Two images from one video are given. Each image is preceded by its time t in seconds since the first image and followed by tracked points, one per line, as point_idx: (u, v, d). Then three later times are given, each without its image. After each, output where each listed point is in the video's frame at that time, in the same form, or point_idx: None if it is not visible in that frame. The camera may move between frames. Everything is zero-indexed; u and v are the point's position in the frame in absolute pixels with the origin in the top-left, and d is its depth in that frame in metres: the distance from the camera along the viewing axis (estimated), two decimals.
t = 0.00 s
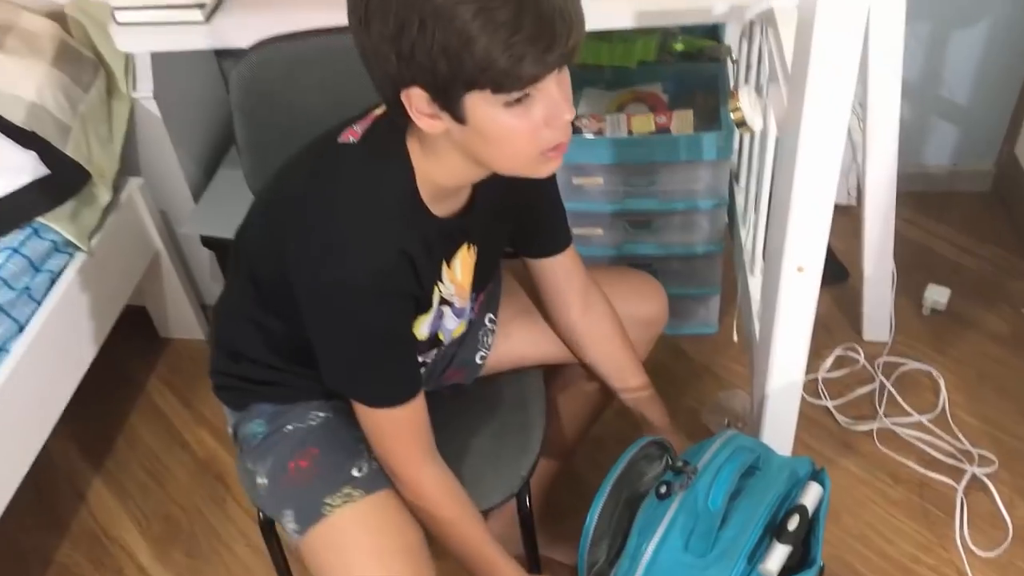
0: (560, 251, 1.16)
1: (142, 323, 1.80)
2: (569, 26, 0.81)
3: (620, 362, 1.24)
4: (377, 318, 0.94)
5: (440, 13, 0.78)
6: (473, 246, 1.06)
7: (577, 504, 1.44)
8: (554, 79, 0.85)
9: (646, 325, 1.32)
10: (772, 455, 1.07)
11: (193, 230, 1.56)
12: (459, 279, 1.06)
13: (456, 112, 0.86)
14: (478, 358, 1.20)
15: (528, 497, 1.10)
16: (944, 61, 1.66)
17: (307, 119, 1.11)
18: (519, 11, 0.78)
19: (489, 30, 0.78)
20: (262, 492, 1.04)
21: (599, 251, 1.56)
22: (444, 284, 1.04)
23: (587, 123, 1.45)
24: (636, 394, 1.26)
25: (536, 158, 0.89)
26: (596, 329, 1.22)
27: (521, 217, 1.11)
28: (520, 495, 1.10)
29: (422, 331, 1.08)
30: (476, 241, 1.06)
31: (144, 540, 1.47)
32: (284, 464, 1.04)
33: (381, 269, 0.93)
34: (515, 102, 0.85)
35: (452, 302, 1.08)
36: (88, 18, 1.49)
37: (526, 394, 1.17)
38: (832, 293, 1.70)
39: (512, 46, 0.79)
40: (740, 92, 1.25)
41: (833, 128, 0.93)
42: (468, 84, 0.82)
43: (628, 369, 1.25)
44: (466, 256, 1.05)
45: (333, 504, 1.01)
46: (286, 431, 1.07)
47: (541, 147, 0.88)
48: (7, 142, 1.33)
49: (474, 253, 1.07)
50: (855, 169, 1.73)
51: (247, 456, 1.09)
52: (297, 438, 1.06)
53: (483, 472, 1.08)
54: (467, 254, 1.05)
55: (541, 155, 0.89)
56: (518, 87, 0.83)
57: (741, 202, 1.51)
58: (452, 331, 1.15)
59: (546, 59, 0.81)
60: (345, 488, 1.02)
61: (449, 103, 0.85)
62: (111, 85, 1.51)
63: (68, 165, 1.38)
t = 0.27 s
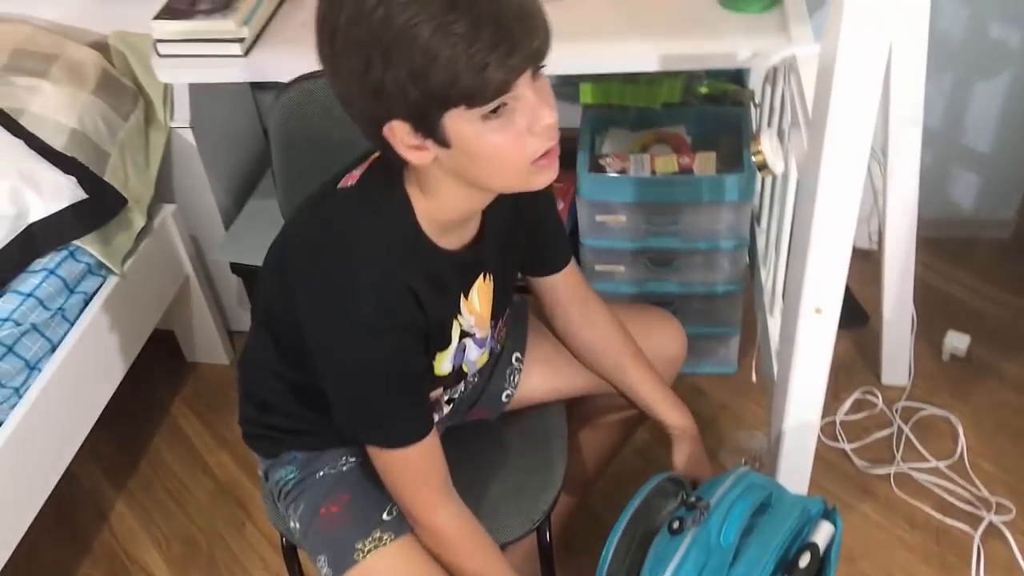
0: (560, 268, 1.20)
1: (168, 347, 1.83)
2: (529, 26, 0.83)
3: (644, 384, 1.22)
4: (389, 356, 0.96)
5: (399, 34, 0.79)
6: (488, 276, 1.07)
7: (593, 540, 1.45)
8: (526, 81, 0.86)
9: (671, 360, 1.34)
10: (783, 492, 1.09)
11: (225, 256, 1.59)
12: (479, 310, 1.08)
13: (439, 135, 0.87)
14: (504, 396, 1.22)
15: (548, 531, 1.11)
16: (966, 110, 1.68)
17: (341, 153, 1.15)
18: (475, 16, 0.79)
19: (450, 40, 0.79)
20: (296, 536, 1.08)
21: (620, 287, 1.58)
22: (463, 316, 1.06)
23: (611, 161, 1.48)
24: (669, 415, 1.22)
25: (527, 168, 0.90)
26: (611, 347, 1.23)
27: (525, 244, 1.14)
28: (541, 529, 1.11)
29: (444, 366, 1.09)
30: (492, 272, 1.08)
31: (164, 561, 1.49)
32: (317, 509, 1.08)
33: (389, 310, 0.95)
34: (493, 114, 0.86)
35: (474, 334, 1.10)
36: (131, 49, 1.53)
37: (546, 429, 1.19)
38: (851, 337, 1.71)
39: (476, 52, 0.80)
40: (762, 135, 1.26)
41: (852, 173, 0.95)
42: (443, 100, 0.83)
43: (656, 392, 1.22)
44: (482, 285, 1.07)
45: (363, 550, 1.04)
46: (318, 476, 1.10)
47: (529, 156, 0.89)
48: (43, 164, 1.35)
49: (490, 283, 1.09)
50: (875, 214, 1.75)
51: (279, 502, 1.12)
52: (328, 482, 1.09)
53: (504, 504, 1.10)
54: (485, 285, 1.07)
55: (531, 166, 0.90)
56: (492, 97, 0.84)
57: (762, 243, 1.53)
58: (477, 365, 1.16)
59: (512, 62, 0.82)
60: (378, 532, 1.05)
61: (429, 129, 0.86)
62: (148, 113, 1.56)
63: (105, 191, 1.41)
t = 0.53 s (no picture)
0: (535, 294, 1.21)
1: (189, 364, 1.85)
2: (479, 96, 0.87)
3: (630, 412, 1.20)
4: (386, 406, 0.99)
5: (350, 120, 0.85)
6: (478, 322, 1.10)
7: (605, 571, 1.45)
8: (488, 149, 0.89)
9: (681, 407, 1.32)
10: (798, 528, 1.08)
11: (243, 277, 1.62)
12: (469, 352, 1.11)
13: (412, 214, 0.92)
14: (512, 427, 1.24)
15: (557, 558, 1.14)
16: (990, 155, 1.68)
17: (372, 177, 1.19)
18: (421, 94, 0.84)
19: (398, 120, 0.84)
20: (290, 556, 1.10)
21: (639, 319, 1.59)
22: (451, 359, 1.09)
23: (634, 194, 1.49)
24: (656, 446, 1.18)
25: (503, 229, 0.93)
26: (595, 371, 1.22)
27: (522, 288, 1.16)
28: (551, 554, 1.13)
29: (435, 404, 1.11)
30: (483, 318, 1.11)
31: None
32: (307, 528, 1.10)
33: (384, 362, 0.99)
34: (461, 188, 0.90)
35: (465, 374, 1.13)
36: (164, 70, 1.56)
37: (558, 455, 1.20)
38: (870, 377, 1.71)
39: (424, 127, 0.84)
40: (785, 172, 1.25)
41: (876, 214, 0.96)
42: (404, 180, 0.87)
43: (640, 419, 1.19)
44: (471, 330, 1.10)
45: (352, 567, 1.06)
46: (309, 497, 1.12)
47: (502, 220, 0.93)
48: (77, 180, 1.37)
49: (482, 327, 1.12)
50: (897, 255, 1.75)
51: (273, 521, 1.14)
52: (319, 502, 1.12)
53: (512, 529, 1.11)
54: (474, 329, 1.10)
55: (507, 228, 0.94)
56: (456, 172, 0.88)
57: (782, 280, 1.54)
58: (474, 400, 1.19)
59: (465, 131, 0.86)
60: (367, 551, 1.07)
61: (400, 210, 0.91)
62: (180, 132, 1.58)
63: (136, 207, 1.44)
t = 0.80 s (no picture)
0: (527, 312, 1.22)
1: (207, 371, 1.87)
2: (471, 142, 0.86)
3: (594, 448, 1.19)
4: (391, 432, 1.02)
5: (342, 166, 0.85)
6: (479, 340, 1.13)
7: None
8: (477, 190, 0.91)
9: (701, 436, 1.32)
10: (810, 548, 1.09)
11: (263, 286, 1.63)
12: (473, 371, 1.12)
13: (402, 253, 0.93)
14: (532, 451, 1.23)
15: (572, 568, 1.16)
16: (1008, 185, 1.69)
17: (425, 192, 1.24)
18: (414, 143, 0.84)
19: (390, 169, 0.84)
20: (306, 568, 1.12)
21: (655, 338, 1.60)
22: (455, 377, 1.11)
23: (654, 214, 1.50)
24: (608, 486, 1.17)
25: (492, 265, 0.95)
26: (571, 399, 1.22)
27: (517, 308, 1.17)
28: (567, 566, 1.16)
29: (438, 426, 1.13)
30: (484, 335, 1.13)
31: None
32: (321, 541, 1.11)
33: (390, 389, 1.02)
34: (449, 230, 0.92)
35: (471, 392, 1.14)
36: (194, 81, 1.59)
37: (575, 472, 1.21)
38: (884, 402, 1.71)
39: (417, 176, 0.85)
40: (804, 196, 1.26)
41: (894, 240, 0.97)
42: (396, 223, 0.89)
43: (606, 458, 1.18)
44: (473, 348, 1.12)
45: None
46: (324, 509, 1.13)
47: (491, 257, 0.95)
48: (106, 186, 1.39)
49: (484, 344, 1.13)
50: (913, 282, 1.76)
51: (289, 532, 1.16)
52: (333, 515, 1.13)
53: (524, 545, 1.12)
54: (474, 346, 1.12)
55: (495, 264, 0.96)
56: (446, 217, 0.89)
57: (798, 303, 1.55)
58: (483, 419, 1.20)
59: (457, 178, 0.86)
60: (379, 565, 1.09)
61: (390, 249, 0.93)
62: (207, 142, 1.61)
63: (162, 214, 1.46)
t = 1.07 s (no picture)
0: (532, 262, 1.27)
1: (219, 375, 1.88)
2: (448, 151, 0.88)
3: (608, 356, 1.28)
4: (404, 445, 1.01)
5: (322, 187, 0.87)
6: (485, 332, 1.14)
7: None
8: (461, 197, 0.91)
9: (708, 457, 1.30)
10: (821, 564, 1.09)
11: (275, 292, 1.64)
12: (482, 363, 1.14)
13: (399, 268, 0.94)
14: (543, 460, 1.22)
15: None
16: None
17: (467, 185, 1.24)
18: (391, 157, 0.86)
19: (369, 186, 0.86)
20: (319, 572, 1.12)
21: (667, 350, 1.60)
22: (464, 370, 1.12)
23: (668, 227, 1.51)
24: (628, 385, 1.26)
25: (488, 272, 0.96)
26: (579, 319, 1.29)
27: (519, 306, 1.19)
28: None
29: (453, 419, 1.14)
30: (490, 326, 1.15)
31: None
32: (336, 544, 1.11)
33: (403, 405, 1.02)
34: (440, 239, 0.92)
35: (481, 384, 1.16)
36: (213, 87, 1.61)
37: (586, 481, 1.22)
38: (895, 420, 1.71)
39: (397, 189, 0.86)
40: (820, 211, 1.26)
41: (911, 256, 0.97)
42: (382, 238, 0.90)
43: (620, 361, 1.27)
44: (479, 342, 1.13)
45: None
46: (338, 513, 1.14)
47: (486, 264, 0.95)
48: (125, 189, 1.40)
49: (490, 335, 1.15)
50: (926, 300, 1.76)
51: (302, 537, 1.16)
52: (348, 518, 1.13)
53: (538, 558, 1.12)
54: (483, 339, 1.14)
55: (491, 271, 0.96)
56: (433, 228, 0.90)
57: (811, 318, 1.54)
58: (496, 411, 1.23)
59: (437, 189, 0.87)
60: (395, 565, 1.08)
61: (384, 266, 0.94)
62: (225, 146, 1.63)
63: (179, 217, 1.47)
